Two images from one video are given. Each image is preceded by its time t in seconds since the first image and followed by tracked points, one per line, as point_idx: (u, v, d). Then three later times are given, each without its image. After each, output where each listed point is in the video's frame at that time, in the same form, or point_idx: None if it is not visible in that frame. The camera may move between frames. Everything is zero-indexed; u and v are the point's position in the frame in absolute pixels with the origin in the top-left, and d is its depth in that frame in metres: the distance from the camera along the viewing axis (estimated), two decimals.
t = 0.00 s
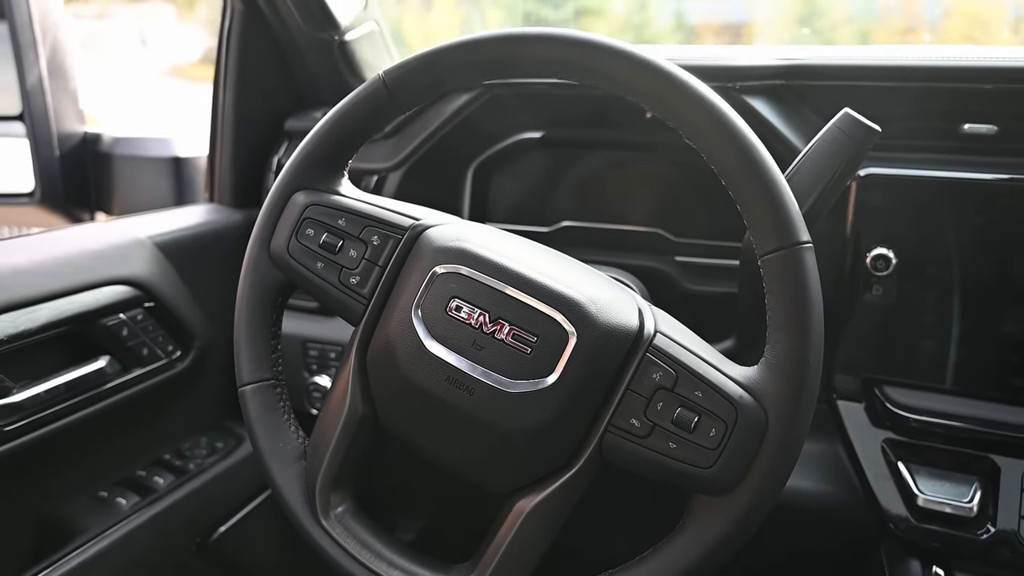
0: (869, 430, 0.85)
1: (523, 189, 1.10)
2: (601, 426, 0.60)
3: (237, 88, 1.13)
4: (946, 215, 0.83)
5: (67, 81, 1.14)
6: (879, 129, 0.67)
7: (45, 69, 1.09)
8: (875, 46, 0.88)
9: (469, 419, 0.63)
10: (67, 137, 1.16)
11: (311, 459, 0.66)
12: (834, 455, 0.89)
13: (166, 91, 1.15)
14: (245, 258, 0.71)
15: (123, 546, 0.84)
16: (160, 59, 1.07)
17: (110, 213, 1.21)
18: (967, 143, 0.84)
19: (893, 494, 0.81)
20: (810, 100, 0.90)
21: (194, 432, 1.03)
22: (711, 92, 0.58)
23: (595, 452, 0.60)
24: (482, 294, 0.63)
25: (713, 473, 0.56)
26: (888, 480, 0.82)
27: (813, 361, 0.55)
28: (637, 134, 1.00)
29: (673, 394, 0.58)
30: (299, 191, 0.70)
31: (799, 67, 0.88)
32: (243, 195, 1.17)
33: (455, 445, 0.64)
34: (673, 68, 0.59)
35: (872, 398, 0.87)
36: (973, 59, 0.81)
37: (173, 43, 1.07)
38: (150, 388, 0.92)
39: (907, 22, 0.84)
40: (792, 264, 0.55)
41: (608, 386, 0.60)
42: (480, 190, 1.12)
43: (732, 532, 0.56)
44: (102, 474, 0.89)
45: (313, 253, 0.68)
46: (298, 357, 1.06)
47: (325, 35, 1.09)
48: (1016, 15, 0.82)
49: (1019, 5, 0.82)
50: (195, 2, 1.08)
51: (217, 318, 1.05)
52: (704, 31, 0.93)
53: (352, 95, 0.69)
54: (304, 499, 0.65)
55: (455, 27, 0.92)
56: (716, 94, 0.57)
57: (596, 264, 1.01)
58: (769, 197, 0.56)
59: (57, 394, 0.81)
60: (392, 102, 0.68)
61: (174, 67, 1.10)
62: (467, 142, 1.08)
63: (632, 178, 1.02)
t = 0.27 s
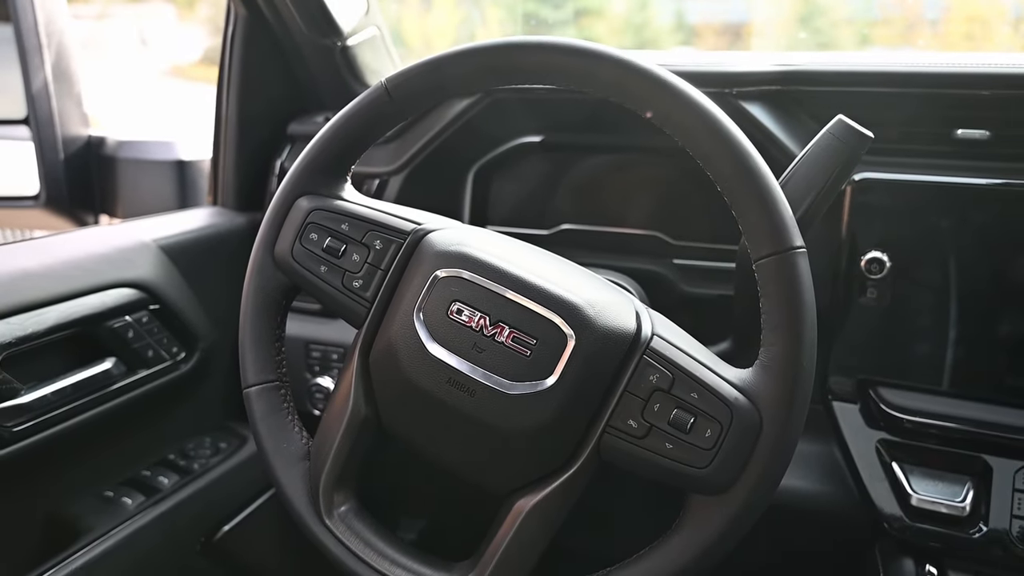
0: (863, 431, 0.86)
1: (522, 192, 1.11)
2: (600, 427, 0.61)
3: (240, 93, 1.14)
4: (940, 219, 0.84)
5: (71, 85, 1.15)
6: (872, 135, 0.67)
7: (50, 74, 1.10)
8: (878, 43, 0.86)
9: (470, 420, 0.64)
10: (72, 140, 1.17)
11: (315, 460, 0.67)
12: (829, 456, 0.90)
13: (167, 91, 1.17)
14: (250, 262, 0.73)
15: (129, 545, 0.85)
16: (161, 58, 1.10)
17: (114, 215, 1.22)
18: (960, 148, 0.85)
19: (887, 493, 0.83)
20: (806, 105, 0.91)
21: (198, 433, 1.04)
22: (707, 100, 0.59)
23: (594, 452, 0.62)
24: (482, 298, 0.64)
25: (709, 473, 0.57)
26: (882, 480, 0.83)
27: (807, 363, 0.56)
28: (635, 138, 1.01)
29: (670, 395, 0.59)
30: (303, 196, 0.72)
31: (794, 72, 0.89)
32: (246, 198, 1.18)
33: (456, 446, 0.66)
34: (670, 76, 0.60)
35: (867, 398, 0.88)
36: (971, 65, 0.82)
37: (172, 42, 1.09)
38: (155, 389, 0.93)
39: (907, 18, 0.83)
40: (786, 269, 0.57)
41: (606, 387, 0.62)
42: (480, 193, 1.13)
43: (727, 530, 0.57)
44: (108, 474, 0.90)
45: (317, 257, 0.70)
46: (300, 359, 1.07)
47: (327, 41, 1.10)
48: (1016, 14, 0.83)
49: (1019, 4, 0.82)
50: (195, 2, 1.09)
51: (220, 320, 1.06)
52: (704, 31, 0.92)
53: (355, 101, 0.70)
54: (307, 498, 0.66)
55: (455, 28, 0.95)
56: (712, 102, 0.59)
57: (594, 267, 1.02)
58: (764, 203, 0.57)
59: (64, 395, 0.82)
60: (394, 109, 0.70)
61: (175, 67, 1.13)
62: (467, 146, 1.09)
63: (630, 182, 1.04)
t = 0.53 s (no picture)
0: (858, 431, 0.88)
1: (522, 194, 1.12)
2: (598, 427, 0.62)
3: (244, 97, 1.15)
4: (934, 221, 0.85)
5: (76, 88, 1.13)
6: (866, 140, 0.69)
7: (55, 77, 1.08)
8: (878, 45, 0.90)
9: (471, 419, 0.65)
10: (77, 143, 1.15)
11: (319, 459, 0.69)
12: (824, 455, 0.91)
13: (168, 90, 1.21)
14: (255, 265, 0.74)
15: (135, 543, 0.86)
16: (162, 58, 1.12)
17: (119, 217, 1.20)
18: (954, 153, 0.86)
19: (881, 492, 0.84)
20: (803, 109, 0.92)
21: (201, 432, 1.05)
22: (703, 107, 0.60)
23: (592, 451, 0.63)
24: (483, 300, 0.65)
25: (705, 472, 0.58)
26: (876, 479, 0.85)
27: (800, 364, 0.58)
28: (634, 142, 1.02)
29: (666, 396, 0.60)
30: (307, 200, 0.73)
31: (790, 77, 0.90)
32: (250, 201, 1.20)
33: (457, 445, 0.67)
34: (667, 83, 0.61)
35: (861, 399, 0.89)
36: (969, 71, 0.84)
37: (173, 42, 1.11)
38: (160, 390, 0.95)
39: (907, 20, 0.86)
40: (780, 272, 0.58)
41: (604, 388, 0.63)
42: (480, 195, 1.15)
43: (721, 527, 0.58)
44: (114, 474, 0.91)
45: (321, 260, 0.71)
46: (303, 359, 1.08)
47: (331, 46, 1.13)
48: (1016, 14, 0.85)
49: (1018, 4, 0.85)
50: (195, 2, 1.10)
51: (224, 321, 1.07)
52: (704, 31, 0.94)
53: (358, 107, 0.71)
54: (312, 497, 0.68)
55: (456, 28, 0.99)
56: (708, 109, 0.60)
57: (594, 269, 1.04)
58: (758, 208, 0.59)
59: (72, 395, 0.83)
60: (397, 114, 0.71)
61: (175, 66, 1.15)
62: (468, 149, 1.11)
63: (629, 184, 1.05)
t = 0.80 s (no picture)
0: (853, 429, 0.89)
1: (522, 195, 1.13)
2: (595, 424, 0.64)
3: (247, 99, 1.17)
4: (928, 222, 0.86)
5: (81, 90, 1.14)
6: (858, 143, 0.70)
7: (60, 79, 1.09)
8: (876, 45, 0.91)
9: (470, 416, 0.66)
10: (80, 145, 1.15)
11: (321, 455, 0.70)
12: (819, 453, 0.93)
13: (168, 91, 1.24)
14: (259, 265, 0.75)
15: (140, 539, 0.87)
16: (162, 58, 1.17)
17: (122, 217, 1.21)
18: (948, 155, 0.87)
19: (875, 489, 0.85)
20: (799, 112, 0.93)
21: (204, 430, 1.06)
22: (698, 110, 0.62)
23: (590, 448, 0.64)
24: (483, 300, 0.66)
25: (700, 468, 0.60)
26: (870, 476, 0.86)
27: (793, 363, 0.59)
28: (632, 143, 1.04)
29: (662, 393, 0.62)
30: (310, 201, 0.74)
31: (784, 80, 0.92)
32: (252, 202, 1.21)
33: (457, 442, 0.68)
34: (663, 86, 0.63)
35: (855, 397, 0.90)
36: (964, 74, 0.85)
37: (173, 42, 1.14)
38: (164, 388, 0.96)
39: (907, 20, 0.89)
40: (773, 272, 0.59)
41: (601, 386, 0.64)
42: (480, 196, 1.16)
43: (716, 522, 0.60)
44: (119, 471, 0.92)
45: (323, 260, 0.72)
46: (305, 358, 1.09)
47: (332, 50, 1.15)
48: (1016, 14, 0.86)
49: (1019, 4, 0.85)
50: (196, 3, 1.12)
51: (227, 320, 1.08)
52: (704, 31, 0.96)
53: (360, 110, 0.73)
54: (314, 492, 0.69)
55: (457, 27, 1.02)
56: (703, 112, 0.61)
57: (591, 269, 1.05)
58: (752, 208, 0.60)
59: (78, 393, 0.84)
60: (398, 117, 0.72)
61: (176, 67, 1.18)
62: (468, 150, 1.12)
63: (626, 185, 1.06)
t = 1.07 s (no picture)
0: (848, 427, 0.90)
1: (522, 196, 1.15)
2: (594, 422, 0.65)
3: (250, 101, 1.18)
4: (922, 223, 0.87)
5: (85, 91, 1.16)
6: (853, 146, 0.72)
7: (65, 81, 1.11)
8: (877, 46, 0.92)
9: (472, 414, 0.68)
10: (85, 145, 1.17)
11: (325, 453, 0.71)
12: (816, 452, 0.94)
13: (170, 91, 1.23)
14: (264, 266, 0.77)
15: (146, 535, 0.89)
16: (163, 58, 1.15)
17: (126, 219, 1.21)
18: (941, 157, 0.89)
19: (870, 486, 0.86)
20: (797, 114, 0.95)
21: (208, 429, 1.08)
22: (695, 113, 0.63)
23: (588, 445, 0.66)
24: (484, 299, 0.68)
25: (696, 465, 0.61)
26: (865, 474, 0.87)
27: (787, 362, 0.60)
28: (631, 145, 1.05)
29: (660, 392, 0.63)
30: (314, 203, 0.76)
31: (781, 83, 0.93)
32: (256, 203, 1.22)
33: (459, 439, 0.70)
34: (661, 90, 0.64)
35: (851, 396, 0.92)
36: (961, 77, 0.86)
37: (173, 42, 1.13)
38: (169, 387, 0.97)
39: (907, 20, 0.90)
40: (768, 273, 0.60)
41: (600, 384, 0.65)
42: (481, 197, 1.17)
43: (712, 518, 0.61)
44: (124, 468, 0.94)
45: (327, 261, 0.74)
46: (309, 357, 1.11)
47: (335, 53, 1.18)
48: (1018, 13, 0.86)
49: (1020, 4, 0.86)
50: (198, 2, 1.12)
51: (231, 320, 1.10)
52: (705, 30, 0.99)
53: (364, 113, 0.74)
54: (318, 489, 0.70)
55: (458, 27, 1.06)
56: (700, 116, 0.62)
57: (591, 269, 1.06)
58: (748, 211, 0.61)
59: (85, 391, 0.86)
60: (400, 120, 0.74)
61: (177, 67, 1.17)
62: (470, 152, 1.13)
63: (625, 187, 1.08)
